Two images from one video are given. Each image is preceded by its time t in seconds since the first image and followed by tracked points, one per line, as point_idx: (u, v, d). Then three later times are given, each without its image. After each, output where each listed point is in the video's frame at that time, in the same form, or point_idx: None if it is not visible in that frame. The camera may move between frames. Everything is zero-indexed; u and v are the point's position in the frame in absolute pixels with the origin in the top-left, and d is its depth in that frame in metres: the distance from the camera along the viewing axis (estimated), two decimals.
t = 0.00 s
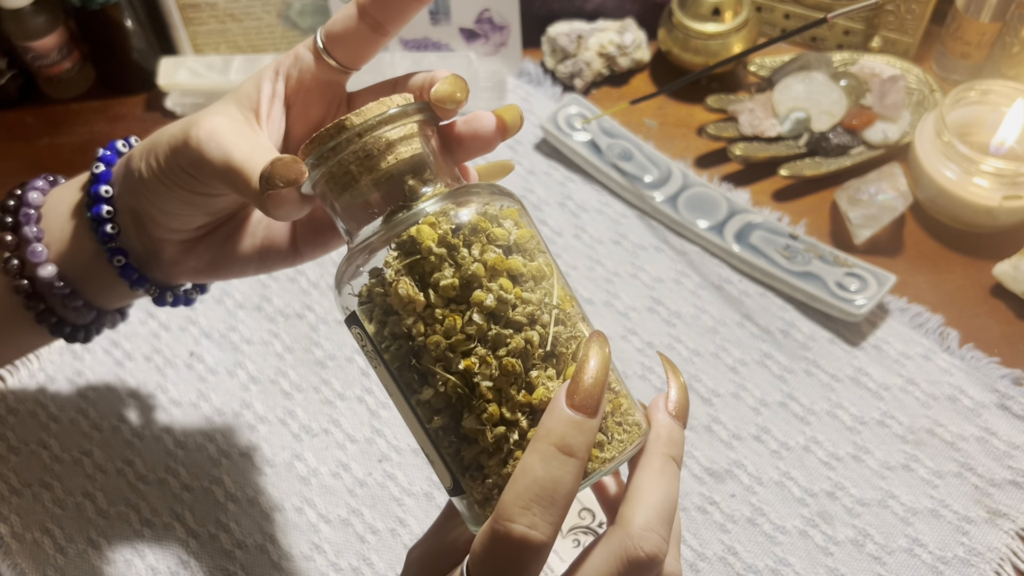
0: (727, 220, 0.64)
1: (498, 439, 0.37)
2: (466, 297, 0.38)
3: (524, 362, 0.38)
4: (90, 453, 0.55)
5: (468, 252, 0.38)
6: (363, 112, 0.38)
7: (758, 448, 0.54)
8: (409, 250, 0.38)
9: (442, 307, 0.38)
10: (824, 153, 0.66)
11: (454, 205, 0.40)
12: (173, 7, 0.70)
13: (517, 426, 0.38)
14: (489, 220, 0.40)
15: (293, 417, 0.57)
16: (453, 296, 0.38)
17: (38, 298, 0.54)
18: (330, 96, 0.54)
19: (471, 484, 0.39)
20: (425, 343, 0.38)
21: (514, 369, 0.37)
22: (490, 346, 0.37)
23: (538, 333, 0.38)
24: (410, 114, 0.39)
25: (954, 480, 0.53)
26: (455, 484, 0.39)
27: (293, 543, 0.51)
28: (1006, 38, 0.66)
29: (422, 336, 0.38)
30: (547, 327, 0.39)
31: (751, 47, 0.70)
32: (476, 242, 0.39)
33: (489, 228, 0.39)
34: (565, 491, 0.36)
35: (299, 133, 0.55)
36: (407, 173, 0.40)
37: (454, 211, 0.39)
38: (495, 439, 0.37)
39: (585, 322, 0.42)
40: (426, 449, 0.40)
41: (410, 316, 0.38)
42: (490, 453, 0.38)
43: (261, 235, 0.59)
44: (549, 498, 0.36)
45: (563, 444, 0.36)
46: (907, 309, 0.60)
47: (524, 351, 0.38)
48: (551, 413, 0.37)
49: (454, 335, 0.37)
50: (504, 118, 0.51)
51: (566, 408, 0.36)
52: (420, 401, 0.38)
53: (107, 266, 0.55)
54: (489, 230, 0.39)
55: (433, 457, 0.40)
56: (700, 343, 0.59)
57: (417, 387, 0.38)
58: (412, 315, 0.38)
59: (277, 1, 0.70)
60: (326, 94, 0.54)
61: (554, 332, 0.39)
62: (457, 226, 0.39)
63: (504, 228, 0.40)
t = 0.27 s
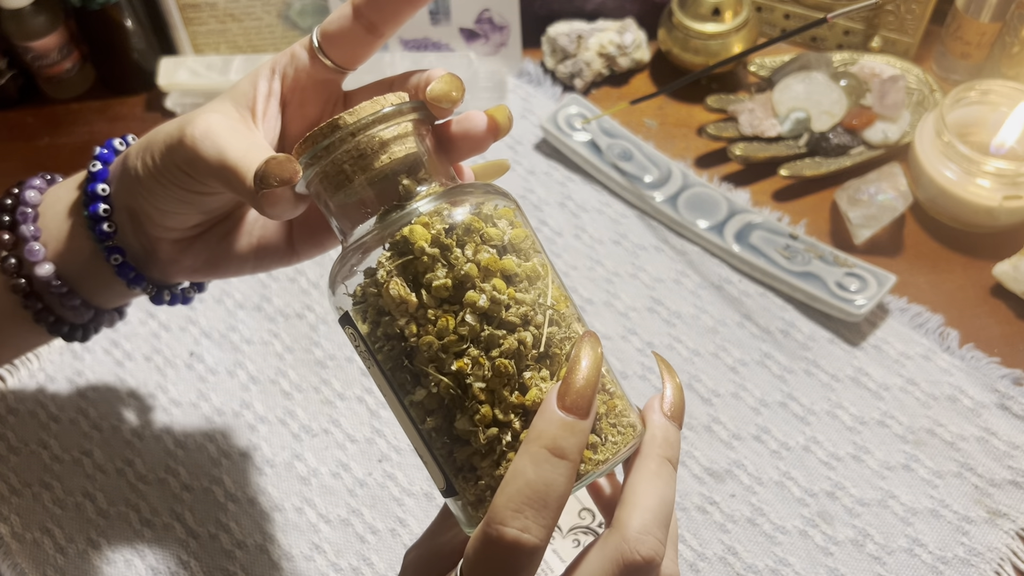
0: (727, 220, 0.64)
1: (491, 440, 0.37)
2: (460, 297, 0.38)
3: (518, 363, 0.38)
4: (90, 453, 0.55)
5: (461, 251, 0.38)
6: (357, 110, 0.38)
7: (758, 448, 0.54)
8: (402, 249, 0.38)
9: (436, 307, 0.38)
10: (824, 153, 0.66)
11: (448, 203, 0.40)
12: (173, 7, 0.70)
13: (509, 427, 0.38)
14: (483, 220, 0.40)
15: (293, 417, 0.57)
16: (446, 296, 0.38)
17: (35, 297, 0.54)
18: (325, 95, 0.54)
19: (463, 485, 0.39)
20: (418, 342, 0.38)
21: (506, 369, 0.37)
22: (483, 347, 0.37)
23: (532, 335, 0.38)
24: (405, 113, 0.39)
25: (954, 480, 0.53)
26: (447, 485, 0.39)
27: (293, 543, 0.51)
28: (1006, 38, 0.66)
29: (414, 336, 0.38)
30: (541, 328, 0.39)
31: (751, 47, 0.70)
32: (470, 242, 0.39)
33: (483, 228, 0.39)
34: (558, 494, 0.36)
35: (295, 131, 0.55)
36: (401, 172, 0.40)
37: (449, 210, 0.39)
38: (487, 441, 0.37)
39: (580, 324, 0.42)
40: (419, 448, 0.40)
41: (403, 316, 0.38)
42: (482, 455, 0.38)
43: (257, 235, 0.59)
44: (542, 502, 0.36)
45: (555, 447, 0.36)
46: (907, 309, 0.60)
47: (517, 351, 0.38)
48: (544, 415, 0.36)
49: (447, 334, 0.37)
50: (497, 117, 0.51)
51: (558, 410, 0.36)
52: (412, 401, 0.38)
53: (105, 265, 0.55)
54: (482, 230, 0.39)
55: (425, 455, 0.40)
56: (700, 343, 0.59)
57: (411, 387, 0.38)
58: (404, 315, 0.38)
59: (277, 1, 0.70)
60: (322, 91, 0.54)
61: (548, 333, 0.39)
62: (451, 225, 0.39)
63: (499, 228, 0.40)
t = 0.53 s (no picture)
0: (727, 220, 0.64)
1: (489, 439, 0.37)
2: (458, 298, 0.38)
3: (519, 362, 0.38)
4: (90, 453, 0.55)
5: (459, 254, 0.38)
6: (356, 109, 0.38)
7: (758, 448, 0.54)
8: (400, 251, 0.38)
9: (433, 308, 0.38)
10: (824, 153, 0.66)
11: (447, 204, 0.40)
12: (173, 7, 0.70)
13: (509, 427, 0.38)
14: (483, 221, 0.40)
15: (293, 418, 0.57)
16: (444, 296, 0.38)
17: (35, 298, 0.54)
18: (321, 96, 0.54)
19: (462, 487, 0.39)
20: (414, 341, 0.38)
21: (507, 368, 0.37)
22: (482, 347, 0.37)
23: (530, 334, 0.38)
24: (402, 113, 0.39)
25: (953, 480, 0.53)
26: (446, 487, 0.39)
27: (292, 543, 0.51)
28: (1006, 38, 0.66)
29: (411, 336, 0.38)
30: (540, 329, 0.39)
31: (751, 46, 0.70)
32: (468, 243, 0.39)
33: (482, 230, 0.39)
34: (555, 497, 0.36)
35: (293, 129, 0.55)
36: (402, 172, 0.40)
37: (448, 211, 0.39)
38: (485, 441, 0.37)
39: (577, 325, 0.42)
40: (416, 447, 0.40)
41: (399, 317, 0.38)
42: (480, 455, 0.38)
43: (256, 235, 0.59)
44: (540, 504, 0.36)
45: (553, 448, 0.36)
46: (907, 309, 0.60)
47: (516, 351, 0.38)
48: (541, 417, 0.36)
49: (445, 335, 0.37)
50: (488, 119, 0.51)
51: (555, 411, 0.36)
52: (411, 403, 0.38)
53: (104, 265, 0.55)
54: (481, 230, 0.39)
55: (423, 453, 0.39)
56: (700, 343, 0.59)
57: (409, 386, 0.38)
58: (403, 317, 0.38)
59: (277, 1, 0.70)
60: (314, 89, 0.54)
61: (546, 333, 0.39)
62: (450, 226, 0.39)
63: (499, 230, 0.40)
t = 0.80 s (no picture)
0: (727, 220, 0.64)
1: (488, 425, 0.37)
2: (459, 279, 0.37)
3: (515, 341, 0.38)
4: (90, 453, 0.55)
5: (462, 235, 0.38)
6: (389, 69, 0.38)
7: (758, 448, 0.54)
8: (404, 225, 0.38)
9: (434, 286, 0.37)
10: (824, 153, 0.66)
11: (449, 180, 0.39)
12: (173, 6, 0.70)
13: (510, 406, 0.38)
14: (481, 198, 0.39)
15: (293, 418, 0.57)
16: (444, 274, 0.37)
17: (19, 306, 0.54)
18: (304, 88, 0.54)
19: (456, 473, 0.38)
20: (413, 321, 0.37)
21: (509, 346, 0.37)
22: (483, 327, 0.37)
23: (528, 311, 0.38)
24: (407, 85, 0.39)
25: (954, 480, 0.53)
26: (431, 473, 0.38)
27: (292, 543, 0.51)
28: (1006, 38, 0.66)
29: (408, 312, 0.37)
30: (537, 306, 0.39)
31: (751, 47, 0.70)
32: (468, 223, 0.38)
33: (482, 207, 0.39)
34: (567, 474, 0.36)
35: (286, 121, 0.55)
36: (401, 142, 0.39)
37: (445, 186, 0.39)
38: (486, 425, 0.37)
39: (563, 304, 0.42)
40: (401, 409, 0.38)
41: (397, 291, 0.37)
42: (477, 418, 0.37)
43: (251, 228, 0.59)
44: (554, 482, 0.36)
45: (567, 425, 0.36)
46: (907, 309, 0.60)
47: (516, 332, 0.38)
48: (554, 394, 0.36)
49: (446, 314, 0.37)
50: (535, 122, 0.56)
51: (565, 390, 0.36)
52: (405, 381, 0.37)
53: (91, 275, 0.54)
54: (479, 209, 0.39)
55: (413, 425, 0.38)
56: (700, 343, 0.59)
57: (405, 365, 0.37)
58: (404, 293, 0.37)
59: (277, 1, 0.70)
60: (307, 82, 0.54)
61: (540, 308, 0.39)
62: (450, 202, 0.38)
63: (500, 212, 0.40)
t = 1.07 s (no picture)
0: (727, 220, 0.64)
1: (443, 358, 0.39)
2: (399, 230, 0.37)
3: (450, 268, 0.39)
4: (91, 453, 0.55)
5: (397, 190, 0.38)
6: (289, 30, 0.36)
7: (758, 448, 0.54)
8: (341, 181, 0.37)
9: (382, 243, 0.36)
10: (824, 153, 0.66)
11: (357, 127, 0.38)
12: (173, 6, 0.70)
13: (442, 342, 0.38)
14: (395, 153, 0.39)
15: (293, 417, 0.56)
16: (384, 223, 0.37)
17: None
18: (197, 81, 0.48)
19: (418, 391, 0.39)
20: (369, 279, 0.36)
21: (444, 268, 0.39)
22: (422, 269, 0.38)
23: (447, 240, 0.40)
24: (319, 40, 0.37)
25: (954, 480, 0.53)
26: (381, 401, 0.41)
27: (292, 543, 0.51)
28: (1006, 38, 0.66)
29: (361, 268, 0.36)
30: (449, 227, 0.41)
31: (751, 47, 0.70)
32: (390, 173, 0.38)
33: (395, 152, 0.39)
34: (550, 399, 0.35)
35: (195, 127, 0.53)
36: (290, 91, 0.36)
37: (360, 141, 0.38)
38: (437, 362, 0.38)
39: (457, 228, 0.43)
40: (359, 339, 0.37)
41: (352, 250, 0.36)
42: (427, 343, 0.38)
43: (179, 209, 0.59)
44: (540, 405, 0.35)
45: (542, 361, 0.35)
46: (907, 309, 0.60)
47: (449, 263, 0.39)
48: (569, 339, 0.35)
49: (393, 266, 0.37)
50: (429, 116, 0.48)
51: (548, 331, 0.35)
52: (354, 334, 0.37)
53: None
54: (395, 159, 0.39)
55: (376, 357, 0.38)
56: (700, 343, 0.59)
57: (365, 323, 0.37)
58: (360, 243, 0.36)
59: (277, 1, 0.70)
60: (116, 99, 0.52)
61: (449, 233, 0.40)
62: (371, 155, 0.38)
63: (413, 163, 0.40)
